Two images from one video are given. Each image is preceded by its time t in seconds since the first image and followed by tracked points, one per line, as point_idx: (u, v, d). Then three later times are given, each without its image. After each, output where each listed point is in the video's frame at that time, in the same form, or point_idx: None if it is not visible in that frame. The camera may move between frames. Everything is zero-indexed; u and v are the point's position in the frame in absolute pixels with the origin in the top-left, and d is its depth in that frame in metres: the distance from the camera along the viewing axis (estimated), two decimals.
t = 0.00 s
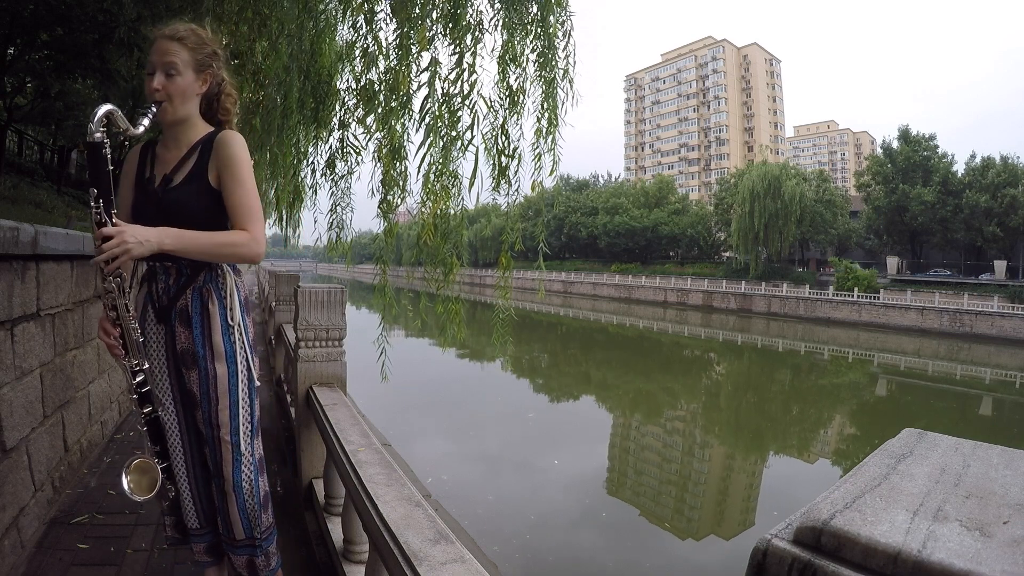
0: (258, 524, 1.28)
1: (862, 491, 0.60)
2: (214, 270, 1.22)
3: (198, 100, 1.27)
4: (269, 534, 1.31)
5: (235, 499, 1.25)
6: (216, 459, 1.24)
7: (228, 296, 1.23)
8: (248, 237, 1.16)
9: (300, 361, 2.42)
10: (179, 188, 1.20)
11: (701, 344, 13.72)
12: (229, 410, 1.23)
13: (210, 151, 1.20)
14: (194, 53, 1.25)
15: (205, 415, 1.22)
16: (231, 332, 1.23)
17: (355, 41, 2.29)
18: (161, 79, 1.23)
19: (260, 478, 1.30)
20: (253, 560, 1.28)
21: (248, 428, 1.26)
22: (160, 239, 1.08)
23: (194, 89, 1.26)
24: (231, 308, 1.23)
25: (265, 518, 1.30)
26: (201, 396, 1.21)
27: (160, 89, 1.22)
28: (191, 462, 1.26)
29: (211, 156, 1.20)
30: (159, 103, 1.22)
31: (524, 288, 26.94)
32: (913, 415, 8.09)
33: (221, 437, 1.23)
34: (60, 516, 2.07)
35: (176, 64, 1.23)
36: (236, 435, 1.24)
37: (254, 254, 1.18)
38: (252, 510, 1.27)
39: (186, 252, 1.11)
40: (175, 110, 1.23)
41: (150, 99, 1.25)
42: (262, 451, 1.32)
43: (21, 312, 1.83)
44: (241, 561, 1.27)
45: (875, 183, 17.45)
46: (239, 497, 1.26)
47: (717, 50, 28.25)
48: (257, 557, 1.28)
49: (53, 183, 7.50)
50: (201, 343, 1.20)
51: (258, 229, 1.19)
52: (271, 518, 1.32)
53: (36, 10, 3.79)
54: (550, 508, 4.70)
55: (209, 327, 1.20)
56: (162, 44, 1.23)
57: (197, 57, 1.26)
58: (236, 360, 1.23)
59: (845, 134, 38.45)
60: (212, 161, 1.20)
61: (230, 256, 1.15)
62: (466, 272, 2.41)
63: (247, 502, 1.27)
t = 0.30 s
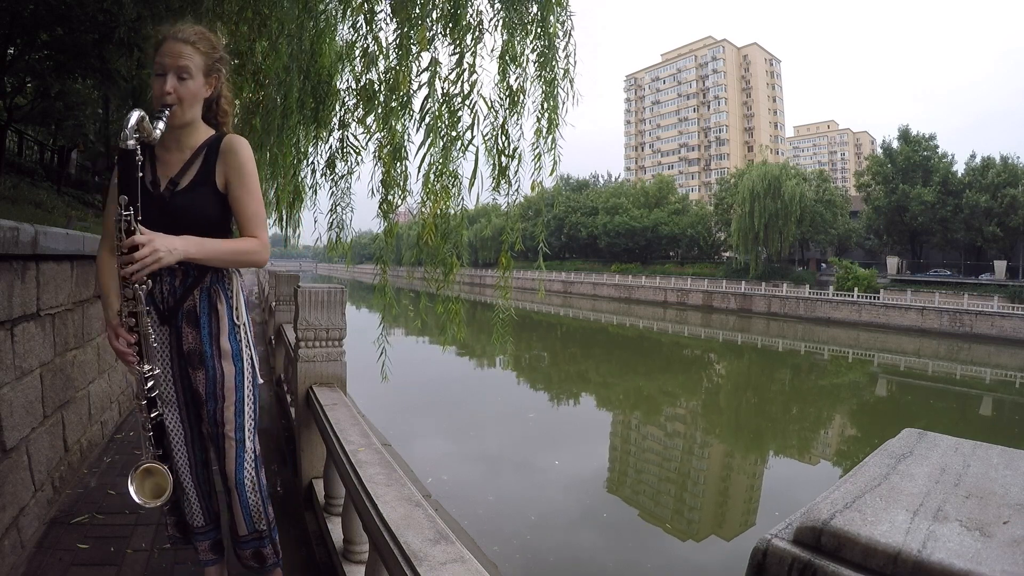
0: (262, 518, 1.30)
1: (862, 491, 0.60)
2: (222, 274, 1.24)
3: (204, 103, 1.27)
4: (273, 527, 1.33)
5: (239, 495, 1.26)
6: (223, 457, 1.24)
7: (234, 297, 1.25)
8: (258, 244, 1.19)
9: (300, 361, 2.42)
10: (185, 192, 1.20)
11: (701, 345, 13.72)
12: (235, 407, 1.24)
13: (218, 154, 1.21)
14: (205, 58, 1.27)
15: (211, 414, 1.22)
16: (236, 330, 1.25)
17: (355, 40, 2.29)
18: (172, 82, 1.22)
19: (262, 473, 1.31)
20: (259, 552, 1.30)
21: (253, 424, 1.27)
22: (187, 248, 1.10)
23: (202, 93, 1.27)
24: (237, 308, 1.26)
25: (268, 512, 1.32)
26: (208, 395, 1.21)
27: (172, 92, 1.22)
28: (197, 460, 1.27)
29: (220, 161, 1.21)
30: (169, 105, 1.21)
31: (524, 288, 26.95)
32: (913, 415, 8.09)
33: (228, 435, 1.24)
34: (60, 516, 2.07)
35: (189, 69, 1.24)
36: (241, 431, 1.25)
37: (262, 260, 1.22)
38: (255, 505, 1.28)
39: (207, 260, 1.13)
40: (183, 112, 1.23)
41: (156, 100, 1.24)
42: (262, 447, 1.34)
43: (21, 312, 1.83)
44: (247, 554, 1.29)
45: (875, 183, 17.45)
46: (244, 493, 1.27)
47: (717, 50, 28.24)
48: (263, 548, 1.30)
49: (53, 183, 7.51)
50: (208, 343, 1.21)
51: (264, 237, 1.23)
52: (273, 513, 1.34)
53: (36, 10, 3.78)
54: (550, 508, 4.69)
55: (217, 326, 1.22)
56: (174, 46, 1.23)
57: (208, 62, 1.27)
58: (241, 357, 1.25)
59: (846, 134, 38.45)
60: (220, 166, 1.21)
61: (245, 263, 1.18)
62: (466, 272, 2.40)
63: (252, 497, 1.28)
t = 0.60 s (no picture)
0: (265, 520, 1.30)
1: (862, 491, 0.60)
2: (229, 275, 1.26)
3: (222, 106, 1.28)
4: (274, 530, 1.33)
5: (243, 496, 1.26)
6: (227, 458, 1.25)
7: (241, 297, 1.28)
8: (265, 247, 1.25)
9: (300, 361, 2.42)
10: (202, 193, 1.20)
11: (701, 344, 13.72)
12: (241, 408, 1.25)
13: (236, 157, 1.23)
14: (229, 62, 1.27)
15: (216, 415, 1.23)
16: (243, 331, 1.27)
17: (355, 40, 2.29)
18: (200, 86, 1.22)
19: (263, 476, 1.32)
20: (261, 555, 1.30)
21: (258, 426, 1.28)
22: (219, 253, 1.14)
23: (221, 97, 1.27)
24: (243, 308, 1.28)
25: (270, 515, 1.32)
26: (215, 396, 1.22)
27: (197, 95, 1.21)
28: (199, 461, 1.27)
29: (236, 165, 1.23)
30: (194, 107, 1.21)
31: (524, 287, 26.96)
32: (913, 415, 8.09)
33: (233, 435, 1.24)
34: (60, 516, 2.07)
35: (216, 73, 1.24)
36: (247, 432, 1.26)
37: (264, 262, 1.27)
38: (258, 507, 1.29)
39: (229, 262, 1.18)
40: (203, 114, 1.23)
41: (176, 98, 1.22)
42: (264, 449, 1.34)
43: (21, 312, 1.83)
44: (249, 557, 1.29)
45: (874, 183, 17.45)
46: (248, 495, 1.27)
47: (717, 50, 28.24)
48: (266, 551, 1.30)
49: (53, 183, 7.52)
50: (217, 343, 1.22)
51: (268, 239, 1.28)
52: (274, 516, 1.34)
53: (36, 10, 3.78)
54: (550, 508, 4.69)
55: (226, 326, 1.24)
56: (201, 48, 1.22)
57: (230, 66, 1.28)
58: (247, 358, 1.27)
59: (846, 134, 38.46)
60: (235, 170, 1.23)
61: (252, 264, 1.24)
62: (465, 272, 2.40)
63: (256, 499, 1.28)
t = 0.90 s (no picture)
0: (267, 519, 1.29)
1: (862, 491, 0.60)
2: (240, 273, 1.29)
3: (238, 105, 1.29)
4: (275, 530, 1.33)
5: (246, 494, 1.26)
6: (232, 455, 1.25)
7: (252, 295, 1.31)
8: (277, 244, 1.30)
9: (300, 361, 2.42)
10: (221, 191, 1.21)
11: (701, 344, 13.71)
12: (249, 406, 1.26)
13: (253, 157, 1.26)
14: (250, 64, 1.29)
15: (224, 412, 1.24)
16: (253, 330, 1.29)
17: (354, 40, 2.28)
18: (225, 85, 1.23)
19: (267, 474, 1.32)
20: (261, 554, 1.30)
21: (264, 425, 1.29)
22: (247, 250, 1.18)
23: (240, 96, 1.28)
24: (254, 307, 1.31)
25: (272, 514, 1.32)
26: (223, 394, 1.24)
27: (222, 94, 1.22)
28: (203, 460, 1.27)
29: (252, 164, 1.26)
30: (219, 106, 1.22)
31: (524, 287, 26.96)
32: (913, 415, 8.09)
33: (240, 432, 1.25)
34: (60, 516, 2.07)
35: (240, 74, 1.25)
36: (254, 429, 1.27)
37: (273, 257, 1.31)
38: (261, 506, 1.29)
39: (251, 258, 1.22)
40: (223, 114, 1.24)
41: (199, 95, 1.22)
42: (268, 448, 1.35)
43: (21, 312, 1.83)
44: (249, 557, 1.29)
45: (875, 183, 17.45)
46: (251, 493, 1.27)
47: (717, 50, 28.23)
48: (265, 551, 1.30)
49: (53, 183, 7.52)
50: (228, 340, 1.24)
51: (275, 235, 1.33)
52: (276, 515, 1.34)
53: (36, 10, 3.77)
54: (550, 508, 4.69)
55: (237, 325, 1.26)
56: (227, 49, 1.23)
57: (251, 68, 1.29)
58: (257, 357, 1.29)
59: (845, 134, 38.46)
60: (252, 169, 1.26)
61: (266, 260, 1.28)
62: (465, 272, 2.40)
63: (258, 497, 1.28)
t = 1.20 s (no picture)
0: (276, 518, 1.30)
1: (862, 491, 0.60)
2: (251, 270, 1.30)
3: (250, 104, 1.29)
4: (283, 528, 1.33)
5: (258, 493, 1.26)
6: (244, 453, 1.25)
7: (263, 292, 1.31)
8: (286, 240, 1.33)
9: (299, 361, 2.42)
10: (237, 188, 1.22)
11: (701, 344, 13.71)
12: (261, 404, 1.27)
13: (265, 156, 1.27)
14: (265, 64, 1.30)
15: (236, 410, 1.24)
16: (264, 328, 1.30)
17: (354, 40, 2.28)
18: (243, 84, 1.23)
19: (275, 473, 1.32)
20: (271, 554, 1.29)
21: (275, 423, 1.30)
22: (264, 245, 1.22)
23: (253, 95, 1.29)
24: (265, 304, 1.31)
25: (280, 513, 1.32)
26: (236, 392, 1.24)
27: (239, 92, 1.23)
28: (212, 461, 1.26)
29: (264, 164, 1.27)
30: (237, 104, 1.22)
31: (524, 287, 26.97)
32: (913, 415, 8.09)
33: (252, 430, 1.26)
34: (60, 517, 2.07)
35: (257, 74, 1.26)
36: (265, 427, 1.27)
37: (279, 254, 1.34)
38: (271, 504, 1.29)
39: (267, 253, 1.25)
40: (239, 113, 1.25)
41: (215, 93, 1.22)
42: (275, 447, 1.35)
43: (21, 312, 1.83)
44: (259, 558, 1.28)
45: (875, 183, 17.45)
46: (262, 491, 1.27)
47: (717, 50, 28.24)
48: (275, 549, 1.30)
49: (53, 184, 7.52)
50: (242, 338, 1.25)
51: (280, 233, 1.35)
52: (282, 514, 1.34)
53: (36, 10, 3.77)
54: (550, 508, 4.69)
55: (250, 322, 1.27)
56: (245, 48, 1.24)
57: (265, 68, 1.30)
58: (268, 355, 1.29)
59: (845, 134, 38.43)
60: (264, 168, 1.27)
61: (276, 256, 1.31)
62: (465, 272, 2.40)
63: (268, 495, 1.28)
